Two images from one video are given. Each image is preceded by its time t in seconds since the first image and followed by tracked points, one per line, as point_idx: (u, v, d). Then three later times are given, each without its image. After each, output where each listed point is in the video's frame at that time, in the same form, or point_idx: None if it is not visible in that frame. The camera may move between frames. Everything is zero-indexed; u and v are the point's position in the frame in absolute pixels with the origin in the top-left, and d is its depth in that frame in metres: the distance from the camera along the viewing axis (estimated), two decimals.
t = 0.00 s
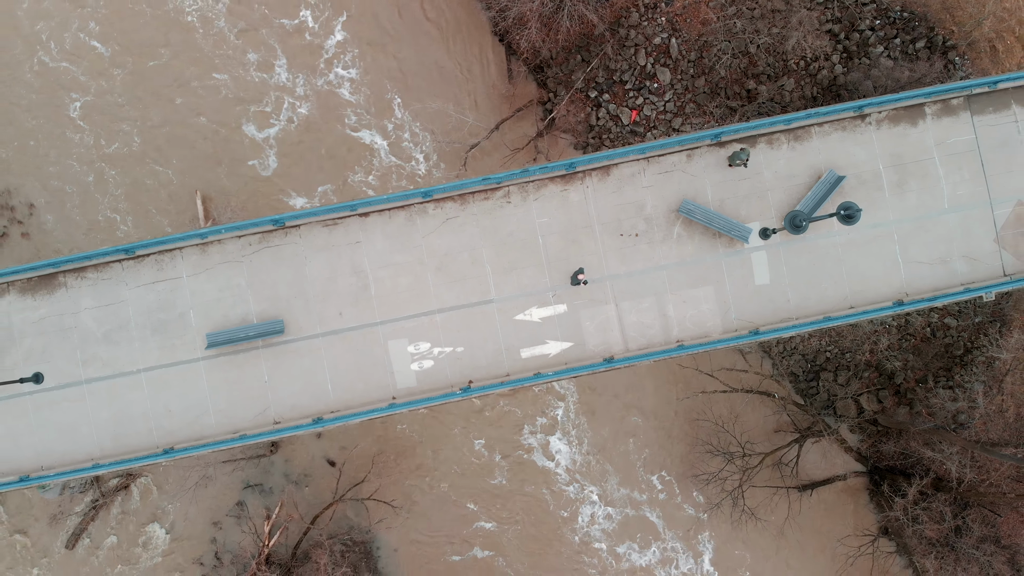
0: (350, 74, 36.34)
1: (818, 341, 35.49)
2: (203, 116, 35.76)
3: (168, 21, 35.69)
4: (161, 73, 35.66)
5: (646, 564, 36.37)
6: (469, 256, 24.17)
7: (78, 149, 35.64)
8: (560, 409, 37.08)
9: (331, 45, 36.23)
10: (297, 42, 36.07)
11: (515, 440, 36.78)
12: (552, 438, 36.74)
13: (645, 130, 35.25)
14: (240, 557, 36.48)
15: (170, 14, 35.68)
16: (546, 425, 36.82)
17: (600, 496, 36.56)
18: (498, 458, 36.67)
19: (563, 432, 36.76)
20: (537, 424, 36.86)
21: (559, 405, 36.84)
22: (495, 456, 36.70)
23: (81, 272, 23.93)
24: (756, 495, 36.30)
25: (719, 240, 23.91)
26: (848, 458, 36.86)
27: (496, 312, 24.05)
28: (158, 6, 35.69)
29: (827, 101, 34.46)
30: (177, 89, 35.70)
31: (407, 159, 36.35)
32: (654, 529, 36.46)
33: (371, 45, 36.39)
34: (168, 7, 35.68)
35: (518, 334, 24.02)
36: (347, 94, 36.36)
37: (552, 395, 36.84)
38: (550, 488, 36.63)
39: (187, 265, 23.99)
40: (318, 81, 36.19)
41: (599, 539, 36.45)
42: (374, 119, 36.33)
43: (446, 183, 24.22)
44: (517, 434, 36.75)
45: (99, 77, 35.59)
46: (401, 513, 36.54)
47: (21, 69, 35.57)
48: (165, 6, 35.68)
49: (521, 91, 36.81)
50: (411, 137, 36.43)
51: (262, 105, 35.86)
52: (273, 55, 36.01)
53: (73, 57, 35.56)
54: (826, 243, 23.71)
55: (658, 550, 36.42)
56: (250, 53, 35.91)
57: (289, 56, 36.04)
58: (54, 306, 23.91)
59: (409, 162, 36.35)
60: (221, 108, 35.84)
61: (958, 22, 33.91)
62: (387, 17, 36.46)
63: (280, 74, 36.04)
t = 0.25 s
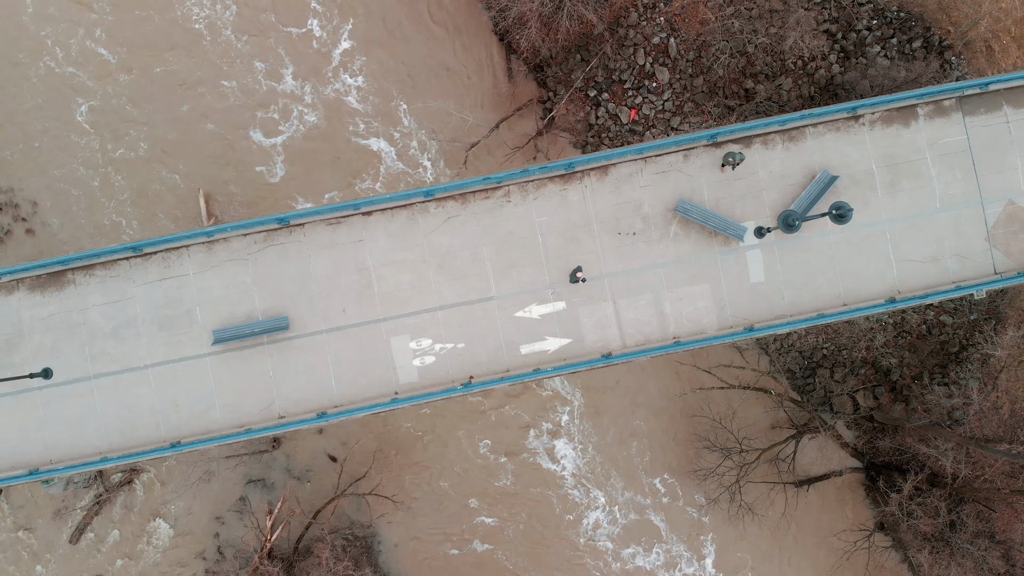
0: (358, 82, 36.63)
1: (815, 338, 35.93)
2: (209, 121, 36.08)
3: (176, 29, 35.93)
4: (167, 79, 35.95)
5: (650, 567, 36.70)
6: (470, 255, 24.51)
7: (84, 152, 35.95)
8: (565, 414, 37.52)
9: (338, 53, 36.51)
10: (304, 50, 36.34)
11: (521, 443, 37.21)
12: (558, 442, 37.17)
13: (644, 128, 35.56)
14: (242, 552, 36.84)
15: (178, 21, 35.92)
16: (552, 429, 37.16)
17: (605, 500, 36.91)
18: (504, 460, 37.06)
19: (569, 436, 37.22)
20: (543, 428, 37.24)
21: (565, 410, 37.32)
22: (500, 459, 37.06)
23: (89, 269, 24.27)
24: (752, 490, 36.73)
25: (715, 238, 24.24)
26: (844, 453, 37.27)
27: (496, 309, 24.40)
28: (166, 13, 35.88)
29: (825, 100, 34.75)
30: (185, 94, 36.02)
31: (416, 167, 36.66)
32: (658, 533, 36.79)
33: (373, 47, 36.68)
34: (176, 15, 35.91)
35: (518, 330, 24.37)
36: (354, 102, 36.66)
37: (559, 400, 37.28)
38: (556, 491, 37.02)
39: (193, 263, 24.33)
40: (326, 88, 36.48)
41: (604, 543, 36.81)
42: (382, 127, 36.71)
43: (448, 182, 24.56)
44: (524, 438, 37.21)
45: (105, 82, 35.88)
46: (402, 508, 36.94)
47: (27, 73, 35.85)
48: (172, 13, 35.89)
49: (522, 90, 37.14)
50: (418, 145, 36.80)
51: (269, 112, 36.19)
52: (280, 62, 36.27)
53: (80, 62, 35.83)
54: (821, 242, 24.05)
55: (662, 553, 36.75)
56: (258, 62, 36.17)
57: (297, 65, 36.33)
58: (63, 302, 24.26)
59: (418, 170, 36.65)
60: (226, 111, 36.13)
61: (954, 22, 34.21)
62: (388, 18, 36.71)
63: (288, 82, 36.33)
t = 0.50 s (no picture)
0: (364, 89, 36.88)
1: (812, 335, 36.29)
2: (214, 125, 36.33)
3: (184, 36, 36.28)
4: (173, 84, 36.24)
5: (654, 570, 36.97)
6: (471, 253, 24.82)
7: (88, 155, 36.20)
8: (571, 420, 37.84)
9: (344, 61, 36.79)
10: (311, 58, 36.63)
11: (527, 445, 37.58)
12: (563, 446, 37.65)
13: (643, 128, 35.84)
14: (244, 547, 37.22)
15: (186, 29, 36.27)
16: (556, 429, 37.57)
17: (609, 503, 37.31)
18: (509, 462, 37.43)
19: (573, 441, 37.63)
20: (548, 432, 37.57)
21: (570, 415, 37.70)
22: (505, 461, 37.44)
23: (96, 267, 24.59)
24: (750, 486, 37.06)
25: (712, 237, 24.55)
26: (841, 450, 37.63)
27: (496, 307, 24.72)
28: (174, 19, 36.25)
29: (823, 100, 35.01)
30: (190, 99, 36.31)
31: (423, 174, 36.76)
32: (662, 536, 37.09)
33: (375, 48, 36.94)
34: (184, 23, 36.26)
35: (518, 328, 24.69)
36: (360, 109, 36.92)
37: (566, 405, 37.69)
38: (561, 494, 37.40)
39: (199, 261, 24.64)
40: (331, 96, 36.71)
41: (608, 546, 37.16)
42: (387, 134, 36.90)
43: (449, 182, 24.86)
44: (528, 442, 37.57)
45: (110, 87, 36.18)
46: (402, 504, 37.30)
47: (32, 76, 36.10)
48: (180, 20, 36.25)
49: (521, 89, 37.40)
50: (420, 146, 37.02)
51: (276, 119, 36.44)
52: (285, 69, 36.53)
53: (86, 68, 36.11)
54: (815, 240, 24.37)
55: (666, 556, 37.05)
56: (264, 70, 36.47)
57: (303, 72, 36.60)
58: (70, 300, 24.57)
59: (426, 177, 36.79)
60: (230, 115, 36.41)
61: (951, 22, 34.51)
62: (389, 20, 37.00)
63: (294, 89, 36.60)
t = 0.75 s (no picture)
0: (371, 98, 37.25)
1: (809, 333, 36.68)
2: (219, 130, 36.66)
3: (191, 44, 36.57)
4: (178, 90, 36.55)
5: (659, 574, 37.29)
6: (472, 252, 25.18)
7: (93, 158, 36.52)
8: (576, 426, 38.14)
9: (351, 70, 37.14)
10: (318, 66, 36.99)
11: (531, 448, 37.91)
12: (569, 452, 37.87)
13: (641, 127, 36.17)
14: (247, 542, 37.68)
15: (194, 36, 36.57)
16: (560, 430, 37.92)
17: (614, 508, 37.60)
18: (508, 459, 37.84)
19: (579, 447, 37.92)
20: (553, 437, 37.92)
21: (575, 421, 38.00)
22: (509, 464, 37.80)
23: (104, 265, 24.93)
24: (747, 483, 37.44)
25: (708, 237, 24.91)
26: (837, 447, 37.98)
27: (496, 305, 25.07)
28: (182, 26, 36.55)
29: (820, 99, 35.35)
30: (196, 105, 36.64)
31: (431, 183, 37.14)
32: (665, 540, 37.47)
33: (376, 50, 37.25)
34: (191, 30, 36.57)
35: (518, 325, 25.05)
36: (367, 118, 37.30)
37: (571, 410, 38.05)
38: (566, 498, 37.72)
39: (206, 260, 24.99)
40: (338, 104, 37.13)
41: (613, 550, 37.50)
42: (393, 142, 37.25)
43: (450, 182, 25.20)
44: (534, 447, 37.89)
45: (116, 92, 36.49)
46: (403, 500, 37.70)
47: (37, 81, 36.43)
48: (187, 27, 36.55)
49: (521, 89, 37.69)
50: (421, 146, 37.33)
51: (284, 127, 36.77)
52: (293, 77, 36.93)
53: (92, 74, 36.42)
54: (810, 240, 24.71)
55: (670, 560, 37.39)
56: (272, 78, 36.83)
57: (310, 80, 36.97)
58: (79, 298, 24.92)
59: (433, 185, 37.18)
60: (233, 119, 36.73)
61: (947, 23, 34.84)
62: (390, 23, 37.32)
63: (302, 98, 37.00)
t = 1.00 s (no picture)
0: (377, 108, 37.57)
1: (807, 331, 37.02)
2: (223, 134, 36.94)
3: (197, 51, 36.81)
4: (181, 92, 36.84)
5: None
6: (472, 251, 25.49)
7: (97, 160, 36.84)
8: (581, 431, 38.44)
9: (358, 78, 37.42)
10: (325, 75, 37.27)
11: (536, 451, 38.25)
12: (575, 457, 38.21)
13: (640, 127, 36.48)
14: (249, 538, 38.04)
15: (200, 43, 36.82)
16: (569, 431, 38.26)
17: (618, 513, 37.92)
18: (507, 456, 38.20)
19: (584, 453, 38.25)
20: (559, 442, 38.24)
21: (580, 426, 38.31)
22: (513, 468, 38.13)
23: (111, 264, 25.23)
24: (746, 480, 37.64)
25: (704, 236, 25.22)
26: (834, 444, 38.23)
27: (496, 303, 25.39)
28: (187, 32, 36.79)
29: (817, 99, 35.67)
30: (201, 109, 36.91)
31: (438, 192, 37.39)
32: (668, 544, 37.81)
33: (377, 51, 37.50)
34: (198, 37, 36.81)
35: (517, 323, 25.37)
36: (374, 126, 37.58)
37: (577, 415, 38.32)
38: (571, 501, 38.07)
39: (211, 258, 25.30)
40: (344, 113, 37.40)
41: (618, 554, 37.82)
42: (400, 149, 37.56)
43: (451, 182, 25.50)
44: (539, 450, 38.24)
45: (120, 97, 36.79)
46: (403, 496, 38.04)
47: (41, 83, 36.71)
48: (194, 34, 36.79)
49: (521, 89, 37.96)
50: (421, 145, 37.63)
51: (291, 135, 37.12)
52: (299, 86, 37.24)
53: (97, 79, 36.73)
54: (806, 239, 25.01)
55: (674, 562, 37.75)
56: (279, 86, 37.12)
57: (317, 88, 37.25)
58: (86, 296, 25.23)
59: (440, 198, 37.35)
60: (236, 122, 37.00)
61: (944, 24, 35.16)
62: (391, 25, 37.57)
63: (309, 106, 37.33)
